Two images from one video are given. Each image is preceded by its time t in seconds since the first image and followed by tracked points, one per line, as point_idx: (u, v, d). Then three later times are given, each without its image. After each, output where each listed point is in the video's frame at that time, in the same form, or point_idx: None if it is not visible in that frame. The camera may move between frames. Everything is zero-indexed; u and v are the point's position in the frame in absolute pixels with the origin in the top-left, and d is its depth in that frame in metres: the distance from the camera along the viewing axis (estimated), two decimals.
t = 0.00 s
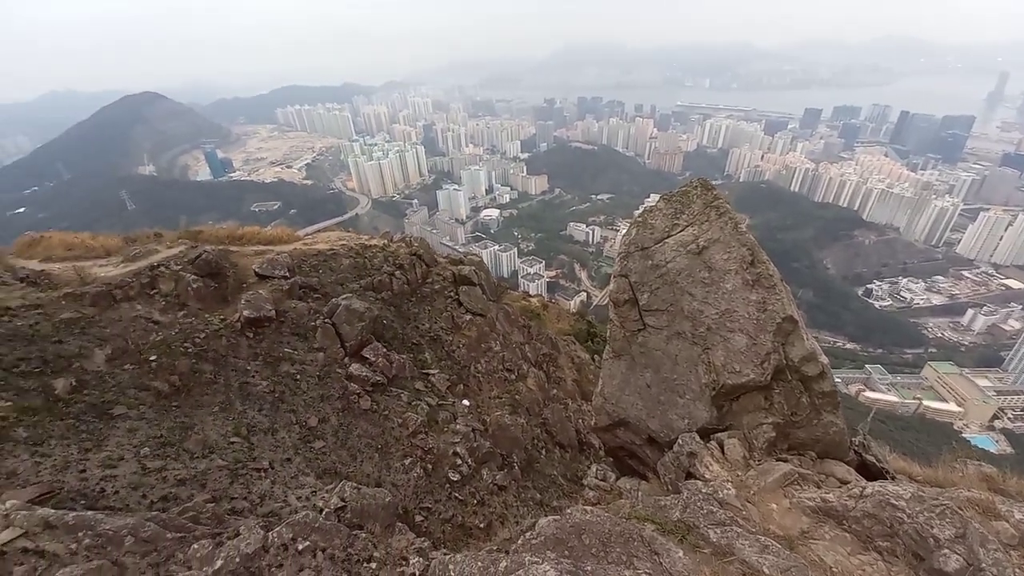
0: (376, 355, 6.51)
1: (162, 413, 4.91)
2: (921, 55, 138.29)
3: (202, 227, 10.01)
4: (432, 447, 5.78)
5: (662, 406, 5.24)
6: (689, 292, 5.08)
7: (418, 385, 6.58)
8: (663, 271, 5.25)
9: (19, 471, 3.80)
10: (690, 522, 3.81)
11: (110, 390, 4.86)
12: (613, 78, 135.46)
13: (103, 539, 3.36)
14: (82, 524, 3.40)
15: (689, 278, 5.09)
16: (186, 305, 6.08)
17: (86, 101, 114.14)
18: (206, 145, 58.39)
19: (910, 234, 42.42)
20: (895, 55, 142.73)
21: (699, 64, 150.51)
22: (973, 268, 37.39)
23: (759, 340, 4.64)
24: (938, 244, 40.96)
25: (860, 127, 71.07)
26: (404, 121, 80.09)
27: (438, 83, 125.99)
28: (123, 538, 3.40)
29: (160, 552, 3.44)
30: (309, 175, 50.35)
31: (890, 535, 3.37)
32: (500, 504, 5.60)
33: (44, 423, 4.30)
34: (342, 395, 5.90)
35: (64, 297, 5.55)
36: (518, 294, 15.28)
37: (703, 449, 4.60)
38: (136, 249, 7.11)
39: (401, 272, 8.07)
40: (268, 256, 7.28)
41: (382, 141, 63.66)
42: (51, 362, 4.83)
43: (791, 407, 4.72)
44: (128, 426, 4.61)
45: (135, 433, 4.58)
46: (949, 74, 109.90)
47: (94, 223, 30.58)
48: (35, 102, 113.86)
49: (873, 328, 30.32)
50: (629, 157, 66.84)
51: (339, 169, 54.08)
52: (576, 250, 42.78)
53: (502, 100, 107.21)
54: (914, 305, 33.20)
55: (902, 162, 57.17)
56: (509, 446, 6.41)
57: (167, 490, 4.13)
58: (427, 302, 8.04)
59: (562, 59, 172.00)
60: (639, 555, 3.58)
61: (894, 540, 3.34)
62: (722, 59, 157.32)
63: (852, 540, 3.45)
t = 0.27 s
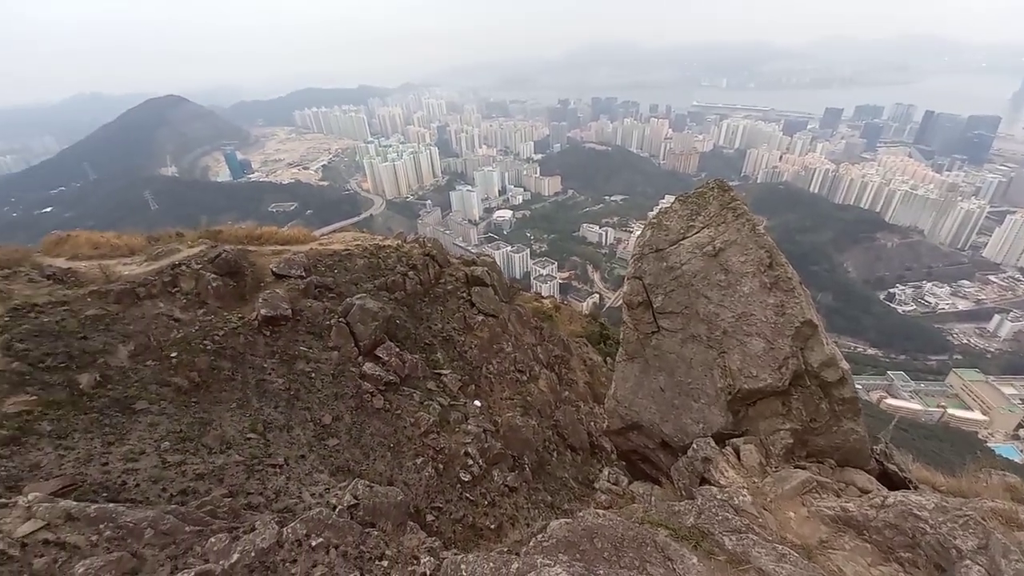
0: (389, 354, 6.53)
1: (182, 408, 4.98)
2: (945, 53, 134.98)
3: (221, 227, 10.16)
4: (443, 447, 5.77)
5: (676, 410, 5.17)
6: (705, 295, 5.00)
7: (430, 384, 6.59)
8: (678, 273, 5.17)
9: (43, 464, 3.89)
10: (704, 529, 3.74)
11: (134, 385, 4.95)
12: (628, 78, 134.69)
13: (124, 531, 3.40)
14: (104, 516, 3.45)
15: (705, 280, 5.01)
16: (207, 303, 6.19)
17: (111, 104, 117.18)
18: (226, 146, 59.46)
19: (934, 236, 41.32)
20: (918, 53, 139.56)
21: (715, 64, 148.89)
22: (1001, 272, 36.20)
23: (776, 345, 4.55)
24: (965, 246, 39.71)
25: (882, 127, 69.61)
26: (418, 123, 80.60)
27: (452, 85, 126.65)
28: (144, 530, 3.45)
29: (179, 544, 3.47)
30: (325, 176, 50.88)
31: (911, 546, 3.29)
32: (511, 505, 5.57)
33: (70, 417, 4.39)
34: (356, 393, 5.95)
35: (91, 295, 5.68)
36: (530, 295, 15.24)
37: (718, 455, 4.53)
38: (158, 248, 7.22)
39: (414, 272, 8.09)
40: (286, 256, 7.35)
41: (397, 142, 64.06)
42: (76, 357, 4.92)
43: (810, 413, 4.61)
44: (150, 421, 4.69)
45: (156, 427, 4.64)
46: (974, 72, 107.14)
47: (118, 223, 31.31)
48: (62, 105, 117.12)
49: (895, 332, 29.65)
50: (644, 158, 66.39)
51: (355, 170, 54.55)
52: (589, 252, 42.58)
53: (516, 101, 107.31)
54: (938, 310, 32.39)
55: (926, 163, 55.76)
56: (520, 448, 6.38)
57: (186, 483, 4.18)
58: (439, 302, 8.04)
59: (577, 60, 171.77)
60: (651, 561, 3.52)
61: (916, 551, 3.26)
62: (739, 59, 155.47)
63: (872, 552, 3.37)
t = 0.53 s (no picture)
0: (397, 355, 6.55)
1: (193, 405, 5.03)
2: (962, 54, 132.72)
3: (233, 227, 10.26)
4: (450, 448, 5.76)
5: (685, 414, 5.12)
6: (714, 298, 4.95)
7: (437, 385, 6.60)
8: (687, 276, 5.13)
9: (56, 458, 3.92)
10: (712, 534, 3.70)
11: (147, 382, 5.01)
12: (638, 80, 134.27)
13: (135, 526, 3.43)
14: (116, 511, 3.48)
15: (714, 283, 4.96)
16: (218, 302, 6.26)
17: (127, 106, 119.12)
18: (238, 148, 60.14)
19: (950, 240, 40.69)
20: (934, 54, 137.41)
21: (727, 65, 147.89)
22: (1019, 277, 35.52)
23: (787, 349, 4.49)
24: (981, 251, 39.00)
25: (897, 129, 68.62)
26: (428, 124, 80.94)
27: (462, 87, 127.12)
28: (154, 526, 3.47)
29: (188, 540, 3.47)
30: (335, 177, 51.22)
31: (925, 555, 3.23)
32: (517, 507, 5.55)
33: (84, 412, 4.44)
34: (364, 393, 5.97)
35: (106, 293, 5.79)
36: (538, 296, 15.21)
37: (726, 460, 4.48)
38: (172, 247, 7.32)
39: (422, 273, 8.10)
40: (296, 256, 7.40)
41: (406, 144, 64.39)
42: (91, 354, 4.99)
43: (821, 419, 4.55)
44: (162, 418, 4.73)
45: (168, 424, 4.69)
46: (990, 73, 105.60)
47: (133, 223, 31.78)
48: (79, 106, 119.29)
49: (909, 339, 29.27)
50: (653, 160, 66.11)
51: (364, 171, 54.89)
52: (597, 254, 42.48)
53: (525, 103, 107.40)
54: (953, 316, 31.84)
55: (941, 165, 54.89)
56: (527, 450, 6.36)
57: (196, 480, 4.20)
58: (447, 303, 8.04)
59: (587, 62, 171.54)
60: (658, 565, 3.48)
61: (927, 560, 3.20)
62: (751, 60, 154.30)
63: (884, 561, 3.31)
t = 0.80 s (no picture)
0: (405, 353, 6.56)
1: (205, 400, 5.08)
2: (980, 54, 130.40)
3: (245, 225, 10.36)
4: (457, 447, 5.76)
5: (693, 416, 5.08)
6: (724, 299, 4.90)
7: (444, 383, 6.60)
8: (697, 277, 5.09)
9: (71, 451, 3.98)
10: (719, 538, 3.66)
11: (160, 376, 5.07)
12: (649, 79, 133.63)
13: (147, 518, 3.47)
14: (128, 503, 3.52)
15: (725, 284, 4.91)
16: (229, 299, 6.31)
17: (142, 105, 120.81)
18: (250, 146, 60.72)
19: (967, 243, 39.97)
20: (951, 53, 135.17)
21: (738, 65, 146.69)
22: None
23: (799, 352, 4.44)
24: (999, 253, 38.23)
25: (913, 130, 67.59)
26: (437, 124, 81.12)
27: (472, 87, 127.31)
28: (165, 518, 3.51)
29: (199, 532, 3.50)
30: (345, 176, 51.54)
31: (936, 562, 3.18)
32: (524, 506, 5.54)
33: (98, 406, 4.50)
34: (372, 390, 5.98)
35: (121, 289, 5.88)
36: (546, 296, 15.18)
37: (735, 463, 4.44)
38: (185, 245, 7.41)
39: (430, 272, 8.11)
40: (306, 253, 7.46)
41: (415, 143, 64.63)
42: (106, 349, 5.07)
43: (833, 423, 4.49)
44: (174, 412, 4.78)
45: (180, 418, 4.74)
46: (1009, 73, 103.60)
47: (148, 220, 32.20)
48: (96, 106, 121.24)
49: (923, 343, 28.82)
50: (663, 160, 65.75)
51: (374, 170, 55.15)
52: (606, 254, 42.34)
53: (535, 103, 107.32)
54: (969, 320, 31.30)
55: (958, 167, 54.01)
56: (533, 449, 6.35)
57: (207, 474, 4.23)
58: (455, 302, 8.04)
59: (597, 61, 171.02)
60: (663, 566, 3.46)
61: (940, 567, 3.15)
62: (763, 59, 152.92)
63: (895, 567, 3.26)
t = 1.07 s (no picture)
0: (412, 351, 6.56)
1: (216, 395, 5.10)
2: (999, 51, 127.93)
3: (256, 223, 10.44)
4: (463, 445, 5.75)
5: (702, 418, 5.02)
6: (734, 300, 4.85)
7: (451, 381, 6.60)
8: (707, 278, 5.02)
9: (84, 444, 4.01)
10: (728, 541, 3.62)
11: (171, 372, 5.10)
12: (659, 78, 132.76)
13: (158, 511, 3.48)
14: (140, 496, 3.54)
15: (734, 285, 4.86)
16: (240, 296, 6.34)
17: (155, 104, 122.31)
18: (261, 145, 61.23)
19: (984, 244, 39.12)
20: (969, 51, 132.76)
21: (750, 63, 145.22)
22: None
23: (810, 354, 4.37)
24: (1016, 255, 37.37)
25: (929, 129, 66.51)
26: (446, 122, 81.27)
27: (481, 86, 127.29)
28: (177, 511, 3.52)
29: (209, 526, 3.51)
30: (354, 175, 51.78)
31: (948, 568, 3.13)
32: (529, 505, 5.52)
33: (112, 400, 4.54)
34: (379, 387, 5.98)
35: (135, 285, 5.95)
36: (553, 295, 15.14)
37: (744, 466, 4.38)
38: (198, 242, 7.47)
39: (438, 271, 8.11)
40: (316, 251, 7.49)
41: (424, 142, 64.79)
42: (120, 344, 5.12)
43: (845, 427, 4.41)
44: (185, 407, 4.80)
45: (191, 413, 4.76)
46: None
47: (161, 217, 32.58)
48: (110, 105, 122.93)
49: (937, 347, 28.42)
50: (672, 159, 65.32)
51: (383, 168, 55.35)
52: (614, 253, 42.18)
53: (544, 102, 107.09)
54: (985, 323, 30.76)
55: (974, 166, 53.07)
56: (540, 449, 6.32)
57: (217, 468, 4.24)
58: (463, 301, 8.03)
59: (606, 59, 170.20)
60: (671, 568, 3.42)
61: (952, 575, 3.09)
62: (775, 57, 151.27)
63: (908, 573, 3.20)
